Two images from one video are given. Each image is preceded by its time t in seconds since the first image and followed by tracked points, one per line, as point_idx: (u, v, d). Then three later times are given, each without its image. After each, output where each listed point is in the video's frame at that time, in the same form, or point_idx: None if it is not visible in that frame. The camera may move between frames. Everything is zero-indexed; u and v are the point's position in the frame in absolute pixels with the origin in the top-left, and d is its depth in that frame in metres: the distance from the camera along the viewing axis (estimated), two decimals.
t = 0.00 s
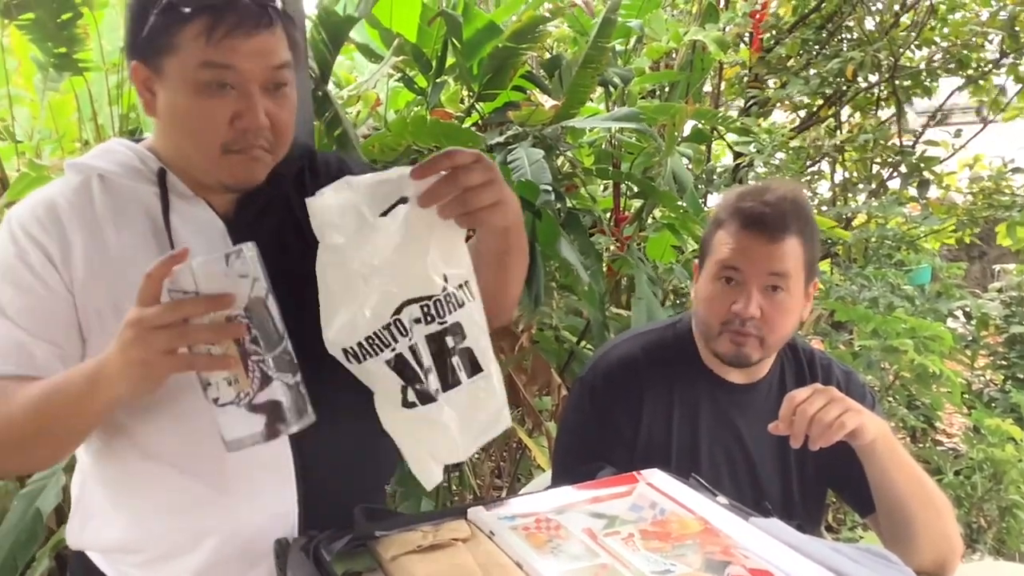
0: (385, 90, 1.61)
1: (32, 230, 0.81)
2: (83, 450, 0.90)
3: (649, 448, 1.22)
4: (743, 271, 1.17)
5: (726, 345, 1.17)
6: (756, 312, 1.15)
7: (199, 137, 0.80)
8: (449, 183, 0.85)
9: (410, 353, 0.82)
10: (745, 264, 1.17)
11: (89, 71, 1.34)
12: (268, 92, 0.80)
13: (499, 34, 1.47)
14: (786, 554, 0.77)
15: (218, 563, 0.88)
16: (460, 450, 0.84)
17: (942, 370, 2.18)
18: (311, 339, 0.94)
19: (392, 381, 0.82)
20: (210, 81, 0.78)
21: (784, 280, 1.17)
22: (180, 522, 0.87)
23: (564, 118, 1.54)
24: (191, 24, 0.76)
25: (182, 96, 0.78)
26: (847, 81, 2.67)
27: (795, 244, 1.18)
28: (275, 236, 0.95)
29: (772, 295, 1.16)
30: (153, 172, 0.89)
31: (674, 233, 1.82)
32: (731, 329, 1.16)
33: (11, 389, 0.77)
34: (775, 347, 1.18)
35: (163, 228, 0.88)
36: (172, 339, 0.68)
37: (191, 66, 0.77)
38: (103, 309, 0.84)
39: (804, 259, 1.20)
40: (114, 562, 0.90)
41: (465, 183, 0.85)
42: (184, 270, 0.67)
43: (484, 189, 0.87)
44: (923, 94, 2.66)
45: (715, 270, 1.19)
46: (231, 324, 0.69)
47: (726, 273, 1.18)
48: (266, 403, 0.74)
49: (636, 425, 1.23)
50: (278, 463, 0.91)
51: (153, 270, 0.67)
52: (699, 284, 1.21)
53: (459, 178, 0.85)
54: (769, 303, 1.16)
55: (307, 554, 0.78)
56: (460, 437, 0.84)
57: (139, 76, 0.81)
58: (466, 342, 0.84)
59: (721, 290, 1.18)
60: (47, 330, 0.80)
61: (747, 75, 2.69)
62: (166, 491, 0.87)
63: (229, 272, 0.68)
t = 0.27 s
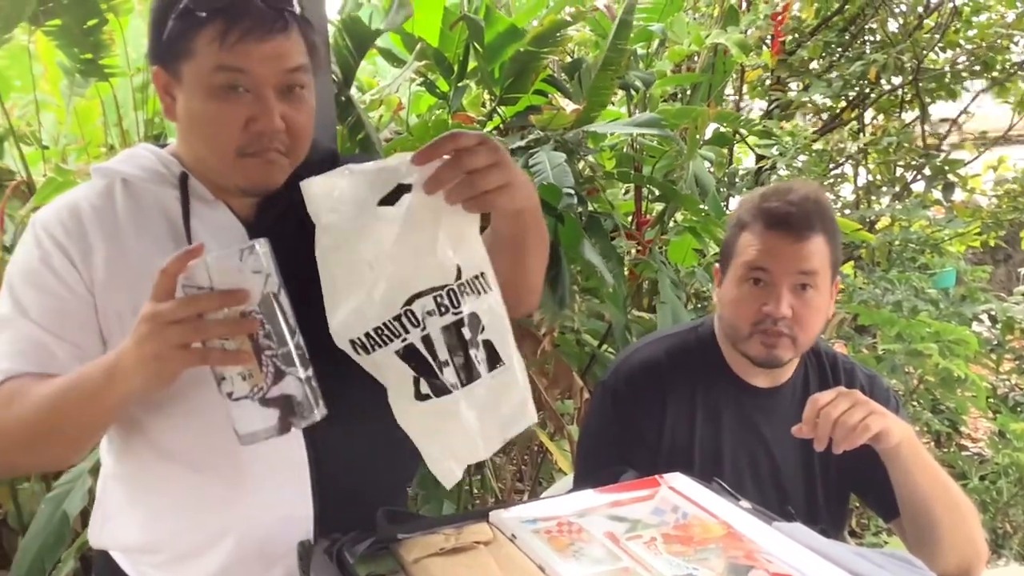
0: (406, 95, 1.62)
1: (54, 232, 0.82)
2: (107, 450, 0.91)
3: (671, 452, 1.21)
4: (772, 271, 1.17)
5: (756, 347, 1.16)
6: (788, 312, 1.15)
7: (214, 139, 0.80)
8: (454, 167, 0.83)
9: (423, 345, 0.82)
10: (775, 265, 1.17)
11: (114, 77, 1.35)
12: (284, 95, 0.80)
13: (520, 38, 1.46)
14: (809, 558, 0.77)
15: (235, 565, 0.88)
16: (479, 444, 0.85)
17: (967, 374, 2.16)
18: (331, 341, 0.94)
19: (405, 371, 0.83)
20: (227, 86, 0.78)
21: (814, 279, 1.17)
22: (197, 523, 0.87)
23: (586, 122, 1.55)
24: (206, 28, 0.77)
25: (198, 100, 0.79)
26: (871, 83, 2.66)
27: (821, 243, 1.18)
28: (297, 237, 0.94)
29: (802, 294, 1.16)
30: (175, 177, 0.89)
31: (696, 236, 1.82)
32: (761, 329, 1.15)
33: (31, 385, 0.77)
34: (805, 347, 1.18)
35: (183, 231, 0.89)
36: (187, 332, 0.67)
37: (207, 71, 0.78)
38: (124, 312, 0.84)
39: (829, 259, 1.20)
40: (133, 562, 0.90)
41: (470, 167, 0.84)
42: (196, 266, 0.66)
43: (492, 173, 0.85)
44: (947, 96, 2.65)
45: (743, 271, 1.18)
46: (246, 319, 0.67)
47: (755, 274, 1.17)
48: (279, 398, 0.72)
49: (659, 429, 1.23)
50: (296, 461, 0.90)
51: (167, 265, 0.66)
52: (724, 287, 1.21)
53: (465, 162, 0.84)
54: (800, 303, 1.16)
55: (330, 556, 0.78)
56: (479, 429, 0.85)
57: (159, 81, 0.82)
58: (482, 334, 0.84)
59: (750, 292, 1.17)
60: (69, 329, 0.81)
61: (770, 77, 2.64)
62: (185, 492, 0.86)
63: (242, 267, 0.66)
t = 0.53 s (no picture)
0: (435, 100, 1.63)
1: (86, 236, 0.82)
2: (138, 453, 0.91)
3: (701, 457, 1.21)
4: (803, 276, 1.16)
5: (787, 352, 1.16)
6: (819, 316, 1.15)
7: (247, 149, 0.81)
8: (489, 190, 0.78)
9: (439, 366, 0.77)
10: (806, 269, 1.16)
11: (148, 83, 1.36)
12: (319, 105, 0.81)
13: (545, 43, 1.42)
14: (841, 563, 0.77)
15: (266, 567, 0.88)
16: (487, 470, 0.78)
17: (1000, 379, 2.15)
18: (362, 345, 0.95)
19: (419, 394, 0.77)
20: (263, 98, 0.79)
21: (845, 282, 1.17)
22: (228, 525, 0.87)
23: (614, 125, 1.55)
24: (242, 40, 0.77)
25: (234, 110, 0.80)
26: (901, 86, 2.65)
27: (852, 247, 1.18)
28: (327, 246, 0.95)
29: (834, 298, 1.16)
30: (206, 183, 0.90)
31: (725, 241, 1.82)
32: (792, 334, 1.15)
33: (63, 388, 0.78)
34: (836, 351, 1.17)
35: (213, 236, 0.89)
36: (214, 339, 0.67)
37: (243, 82, 0.78)
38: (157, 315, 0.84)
39: (860, 263, 1.19)
40: (165, 564, 0.90)
41: (506, 190, 0.78)
42: (222, 275, 0.66)
43: (527, 195, 0.79)
44: (978, 100, 2.63)
45: (773, 276, 1.18)
46: (271, 327, 0.67)
47: (785, 278, 1.17)
48: (304, 405, 0.71)
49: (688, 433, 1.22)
50: (325, 464, 0.91)
51: (194, 274, 0.67)
52: (755, 291, 1.20)
53: (500, 184, 0.78)
54: (831, 307, 1.16)
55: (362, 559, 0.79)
56: (489, 455, 0.78)
57: (194, 90, 0.83)
58: (501, 357, 0.79)
59: (781, 296, 1.17)
60: (101, 333, 0.81)
61: (799, 80, 2.65)
62: (215, 495, 0.87)
63: (268, 275, 0.66)
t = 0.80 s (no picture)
0: (454, 104, 1.63)
1: (111, 242, 0.82)
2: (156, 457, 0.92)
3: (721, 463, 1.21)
4: (824, 282, 1.16)
5: (806, 360, 1.15)
6: (840, 323, 1.14)
7: (281, 159, 0.81)
8: (522, 218, 0.76)
9: (472, 391, 0.73)
10: (827, 275, 1.16)
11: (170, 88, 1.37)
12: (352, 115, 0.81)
13: (566, 47, 1.44)
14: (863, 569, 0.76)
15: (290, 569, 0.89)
16: (522, 497, 0.75)
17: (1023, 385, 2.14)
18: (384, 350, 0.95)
19: (452, 419, 0.74)
20: (298, 109, 0.79)
21: (867, 289, 1.16)
22: (252, 529, 0.88)
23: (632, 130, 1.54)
24: (281, 50, 0.77)
25: (269, 119, 0.80)
26: (922, 89, 2.63)
27: (874, 254, 1.17)
28: (347, 251, 0.95)
29: (855, 305, 1.15)
30: (228, 188, 0.91)
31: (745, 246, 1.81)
32: (812, 339, 1.15)
33: (89, 395, 0.78)
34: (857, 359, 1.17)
35: (237, 241, 0.90)
36: (246, 346, 0.68)
37: (279, 93, 0.79)
38: (182, 320, 0.85)
39: (883, 269, 1.19)
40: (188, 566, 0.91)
41: (537, 215, 0.76)
42: (252, 280, 0.66)
43: (558, 217, 0.77)
44: (1000, 104, 2.61)
45: (793, 282, 1.17)
46: (303, 333, 0.68)
47: (806, 284, 1.17)
48: (336, 409, 0.72)
49: (709, 438, 1.22)
50: (347, 468, 0.91)
51: (226, 279, 0.66)
52: (776, 297, 1.20)
53: (531, 209, 0.76)
54: (852, 313, 1.15)
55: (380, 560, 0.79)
56: (522, 481, 0.75)
57: (222, 96, 0.83)
58: (535, 384, 0.75)
59: (801, 303, 1.16)
60: (126, 339, 0.81)
61: (818, 84, 2.64)
62: (239, 499, 0.87)
63: (299, 281, 0.66)
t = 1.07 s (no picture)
0: (450, 103, 1.63)
1: (108, 242, 0.82)
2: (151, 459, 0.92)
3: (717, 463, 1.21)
4: (806, 285, 1.15)
5: (788, 357, 1.16)
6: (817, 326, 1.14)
7: (295, 159, 0.82)
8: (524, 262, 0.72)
9: (494, 446, 0.65)
10: (808, 277, 1.15)
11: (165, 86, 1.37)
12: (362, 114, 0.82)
13: (562, 46, 1.44)
14: (855, 567, 0.77)
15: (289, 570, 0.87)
16: (555, 548, 0.68)
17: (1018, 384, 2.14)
18: (381, 349, 0.95)
19: (479, 474, 0.65)
20: (313, 108, 0.79)
21: (848, 296, 1.15)
22: (250, 529, 0.87)
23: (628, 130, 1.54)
24: (299, 50, 0.77)
25: (283, 118, 0.80)
26: (918, 89, 2.63)
27: (859, 260, 1.17)
28: (344, 250, 0.96)
29: (835, 310, 1.15)
30: (224, 188, 0.91)
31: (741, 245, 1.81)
32: (792, 340, 1.15)
33: (86, 398, 0.78)
34: (840, 362, 1.16)
35: (235, 240, 0.90)
36: (253, 350, 0.67)
37: (296, 92, 0.79)
38: (181, 320, 0.84)
39: (869, 274, 1.18)
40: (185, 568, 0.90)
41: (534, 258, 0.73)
42: (258, 283, 0.66)
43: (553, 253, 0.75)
44: (995, 103, 2.61)
45: (777, 283, 1.18)
46: (308, 335, 0.67)
47: (788, 286, 1.16)
48: (341, 412, 0.71)
49: (705, 438, 1.22)
50: (344, 467, 0.91)
51: (231, 282, 0.67)
52: (761, 298, 1.20)
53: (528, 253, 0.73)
54: (832, 318, 1.14)
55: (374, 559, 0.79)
56: (554, 532, 0.67)
57: (229, 95, 0.83)
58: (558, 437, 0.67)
59: (781, 303, 1.17)
60: (124, 339, 0.81)
61: (814, 84, 2.64)
62: (237, 499, 0.87)
63: (305, 284, 0.66)
